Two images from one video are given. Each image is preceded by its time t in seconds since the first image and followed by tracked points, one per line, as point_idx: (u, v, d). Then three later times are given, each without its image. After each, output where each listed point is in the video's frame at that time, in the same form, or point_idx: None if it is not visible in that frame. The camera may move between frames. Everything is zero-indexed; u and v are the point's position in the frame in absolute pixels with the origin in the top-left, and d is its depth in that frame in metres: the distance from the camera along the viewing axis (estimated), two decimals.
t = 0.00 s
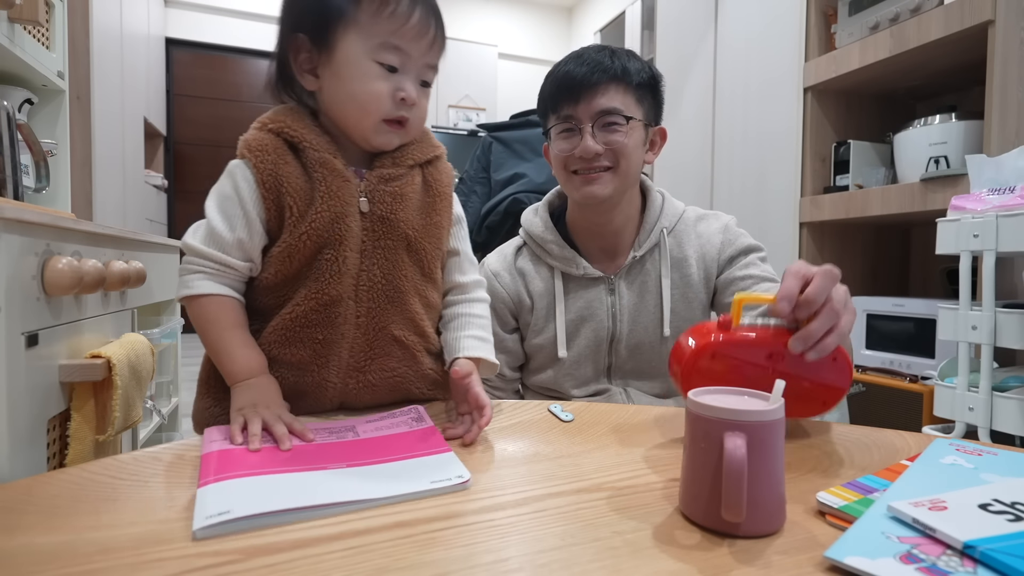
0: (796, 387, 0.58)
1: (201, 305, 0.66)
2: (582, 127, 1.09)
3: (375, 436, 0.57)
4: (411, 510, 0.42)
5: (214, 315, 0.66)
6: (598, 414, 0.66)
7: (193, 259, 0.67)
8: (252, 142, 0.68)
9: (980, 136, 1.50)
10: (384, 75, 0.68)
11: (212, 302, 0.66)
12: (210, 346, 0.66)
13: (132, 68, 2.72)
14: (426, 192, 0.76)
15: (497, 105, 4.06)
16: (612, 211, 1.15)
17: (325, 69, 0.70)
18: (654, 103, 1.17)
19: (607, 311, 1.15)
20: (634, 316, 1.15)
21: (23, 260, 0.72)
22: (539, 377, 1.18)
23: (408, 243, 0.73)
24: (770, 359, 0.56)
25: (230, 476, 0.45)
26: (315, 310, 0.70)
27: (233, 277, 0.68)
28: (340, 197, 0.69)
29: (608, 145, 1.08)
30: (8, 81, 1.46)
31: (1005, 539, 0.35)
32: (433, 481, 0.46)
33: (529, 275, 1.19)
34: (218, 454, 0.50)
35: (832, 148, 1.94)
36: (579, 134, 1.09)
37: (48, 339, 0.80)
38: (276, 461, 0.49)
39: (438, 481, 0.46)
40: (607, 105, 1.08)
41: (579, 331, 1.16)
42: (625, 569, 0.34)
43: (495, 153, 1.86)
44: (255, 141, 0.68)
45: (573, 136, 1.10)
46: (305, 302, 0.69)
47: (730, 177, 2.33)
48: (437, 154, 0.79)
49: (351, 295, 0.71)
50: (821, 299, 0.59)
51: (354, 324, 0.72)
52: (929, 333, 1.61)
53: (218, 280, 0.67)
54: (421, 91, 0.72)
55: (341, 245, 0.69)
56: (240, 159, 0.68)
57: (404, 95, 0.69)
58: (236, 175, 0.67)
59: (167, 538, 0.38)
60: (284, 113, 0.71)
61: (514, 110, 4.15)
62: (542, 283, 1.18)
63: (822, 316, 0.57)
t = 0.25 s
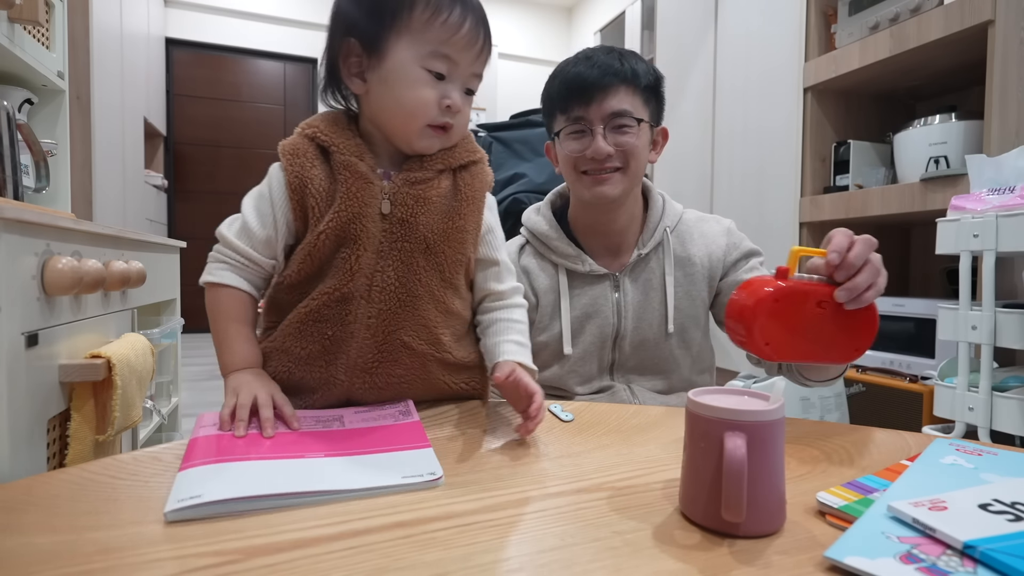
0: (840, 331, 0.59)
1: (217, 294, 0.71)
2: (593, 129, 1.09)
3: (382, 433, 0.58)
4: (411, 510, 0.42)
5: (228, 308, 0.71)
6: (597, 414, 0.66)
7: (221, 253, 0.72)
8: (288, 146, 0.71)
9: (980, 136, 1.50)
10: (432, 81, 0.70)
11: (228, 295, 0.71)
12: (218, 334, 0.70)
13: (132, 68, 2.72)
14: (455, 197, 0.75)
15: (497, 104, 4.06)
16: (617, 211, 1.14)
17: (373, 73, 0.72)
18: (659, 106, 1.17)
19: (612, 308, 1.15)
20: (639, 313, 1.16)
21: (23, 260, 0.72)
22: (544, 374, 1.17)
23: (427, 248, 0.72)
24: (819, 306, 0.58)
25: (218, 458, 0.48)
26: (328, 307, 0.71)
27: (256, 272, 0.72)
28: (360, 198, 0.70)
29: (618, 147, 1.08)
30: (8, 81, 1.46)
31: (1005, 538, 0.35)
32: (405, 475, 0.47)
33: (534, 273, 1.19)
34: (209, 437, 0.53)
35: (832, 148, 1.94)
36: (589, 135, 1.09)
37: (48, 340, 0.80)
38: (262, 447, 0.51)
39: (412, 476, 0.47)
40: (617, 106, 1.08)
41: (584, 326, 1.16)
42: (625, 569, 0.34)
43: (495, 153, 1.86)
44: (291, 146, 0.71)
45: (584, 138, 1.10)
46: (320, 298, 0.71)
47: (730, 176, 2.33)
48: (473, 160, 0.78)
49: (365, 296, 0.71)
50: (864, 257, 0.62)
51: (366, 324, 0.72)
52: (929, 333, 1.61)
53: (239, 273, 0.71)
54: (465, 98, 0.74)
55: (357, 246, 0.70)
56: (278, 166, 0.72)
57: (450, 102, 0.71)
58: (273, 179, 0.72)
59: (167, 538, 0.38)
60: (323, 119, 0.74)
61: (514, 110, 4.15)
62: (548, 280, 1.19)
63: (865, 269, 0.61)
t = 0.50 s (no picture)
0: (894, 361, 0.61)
1: (248, 286, 0.74)
2: (631, 136, 1.06)
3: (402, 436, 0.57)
4: (410, 510, 0.42)
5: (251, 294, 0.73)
6: (597, 414, 0.66)
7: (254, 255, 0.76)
8: (309, 154, 0.74)
9: (980, 136, 1.50)
10: (448, 85, 0.71)
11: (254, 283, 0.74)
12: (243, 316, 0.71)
13: (132, 68, 2.73)
14: (473, 195, 0.77)
15: (497, 105, 4.06)
16: (636, 218, 1.14)
17: (393, 78, 0.73)
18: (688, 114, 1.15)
19: (624, 307, 1.15)
20: (651, 313, 1.16)
21: (22, 260, 0.72)
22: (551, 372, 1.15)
23: (447, 244, 0.75)
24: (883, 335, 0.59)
25: (221, 439, 0.47)
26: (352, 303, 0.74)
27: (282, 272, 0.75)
28: (381, 199, 0.72)
29: (653, 157, 1.07)
30: (8, 81, 1.46)
31: (1005, 538, 0.35)
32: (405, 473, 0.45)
33: (545, 270, 1.19)
34: (219, 395, 0.51)
35: (832, 148, 1.94)
36: (627, 143, 1.07)
37: (48, 339, 0.79)
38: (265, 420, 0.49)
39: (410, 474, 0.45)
40: (658, 117, 1.06)
41: (596, 325, 1.16)
42: (626, 568, 0.34)
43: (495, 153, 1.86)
44: (311, 153, 0.73)
45: (619, 144, 1.08)
46: (344, 295, 0.74)
47: (730, 176, 2.33)
48: (487, 160, 0.80)
49: (388, 292, 0.74)
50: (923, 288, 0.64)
51: (388, 318, 0.75)
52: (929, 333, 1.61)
53: (265, 269, 0.75)
54: (480, 102, 0.75)
55: (380, 245, 0.73)
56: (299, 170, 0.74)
57: (466, 106, 0.72)
58: (296, 185, 0.74)
59: (166, 538, 0.38)
60: (341, 125, 0.76)
61: (514, 110, 4.15)
62: (559, 278, 1.18)
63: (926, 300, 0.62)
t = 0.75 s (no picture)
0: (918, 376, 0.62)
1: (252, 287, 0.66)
2: (655, 138, 1.05)
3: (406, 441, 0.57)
4: (411, 510, 0.42)
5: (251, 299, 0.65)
6: (597, 414, 0.66)
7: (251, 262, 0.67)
8: (304, 160, 0.74)
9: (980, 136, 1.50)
10: (430, 87, 0.73)
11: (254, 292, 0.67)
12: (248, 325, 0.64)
13: (132, 68, 2.73)
14: (466, 190, 0.85)
15: (496, 105, 4.06)
16: (650, 222, 1.14)
17: (377, 84, 0.75)
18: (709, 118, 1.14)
19: (631, 310, 1.15)
20: (658, 317, 1.16)
21: (23, 260, 0.72)
22: (554, 372, 1.16)
23: (454, 235, 0.82)
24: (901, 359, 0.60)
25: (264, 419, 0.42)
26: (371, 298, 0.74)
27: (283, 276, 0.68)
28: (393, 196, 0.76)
29: (676, 161, 1.06)
30: (8, 81, 1.46)
31: (1005, 538, 0.35)
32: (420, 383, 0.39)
33: (554, 270, 1.19)
34: (237, 372, 0.43)
35: (832, 148, 1.94)
36: (650, 143, 1.05)
37: (48, 340, 0.80)
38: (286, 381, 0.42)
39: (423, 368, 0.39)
40: (684, 119, 1.05)
41: (603, 327, 1.16)
42: (625, 569, 0.34)
43: (495, 153, 1.86)
44: (309, 160, 0.74)
45: (642, 144, 1.06)
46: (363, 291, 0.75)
47: (730, 176, 2.33)
48: (471, 160, 0.87)
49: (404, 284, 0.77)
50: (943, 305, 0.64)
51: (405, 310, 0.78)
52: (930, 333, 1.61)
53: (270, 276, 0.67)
54: (462, 103, 0.77)
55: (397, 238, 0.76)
56: (296, 176, 0.73)
57: (449, 106, 0.74)
58: (294, 192, 0.73)
59: (166, 539, 0.38)
60: (330, 132, 0.77)
61: (513, 110, 4.15)
62: (568, 278, 1.18)
63: (947, 323, 0.62)
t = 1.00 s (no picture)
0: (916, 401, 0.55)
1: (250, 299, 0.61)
2: (657, 143, 1.05)
3: (409, 441, 0.57)
4: (410, 510, 0.42)
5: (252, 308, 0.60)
6: (597, 414, 0.66)
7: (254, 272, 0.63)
8: (291, 155, 0.68)
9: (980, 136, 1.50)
10: (406, 86, 0.72)
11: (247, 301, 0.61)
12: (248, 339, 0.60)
13: (132, 68, 2.73)
14: (455, 187, 0.83)
15: (496, 105, 4.06)
16: (653, 228, 1.14)
17: (359, 83, 0.74)
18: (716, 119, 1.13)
19: (633, 316, 1.15)
20: (660, 321, 1.16)
21: (22, 260, 0.72)
22: (555, 376, 1.16)
23: (448, 229, 0.80)
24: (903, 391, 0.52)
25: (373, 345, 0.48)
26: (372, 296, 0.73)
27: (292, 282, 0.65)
28: (385, 192, 0.75)
29: (679, 167, 1.06)
30: (8, 81, 1.46)
31: (1007, 538, 0.35)
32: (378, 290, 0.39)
33: (555, 273, 1.19)
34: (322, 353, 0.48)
35: (832, 148, 1.94)
36: (651, 149, 1.05)
37: (48, 340, 0.79)
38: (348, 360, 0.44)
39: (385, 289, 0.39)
40: (687, 124, 1.04)
41: (604, 330, 1.16)
42: (625, 569, 0.34)
43: (495, 152, 1.86)
44: (294, 154, 0.68)
45: (642, 149, 1.06)
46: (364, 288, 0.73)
47: (730, 176, 2.33)
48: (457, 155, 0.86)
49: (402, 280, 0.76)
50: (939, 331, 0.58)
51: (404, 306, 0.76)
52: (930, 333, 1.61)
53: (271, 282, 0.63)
54: (443, 101, 0.75)
55: (394, 235, 0.74)
56: (283, 172, 0.67)
57: (424, 104, 0.72)
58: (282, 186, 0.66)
59: (166, 538, 0.38)
60: (319, 127, 0.73)
61: (513, 110, 4.15)
62: (569, 282, 1.18)
63: (948, 353, 0.56)
